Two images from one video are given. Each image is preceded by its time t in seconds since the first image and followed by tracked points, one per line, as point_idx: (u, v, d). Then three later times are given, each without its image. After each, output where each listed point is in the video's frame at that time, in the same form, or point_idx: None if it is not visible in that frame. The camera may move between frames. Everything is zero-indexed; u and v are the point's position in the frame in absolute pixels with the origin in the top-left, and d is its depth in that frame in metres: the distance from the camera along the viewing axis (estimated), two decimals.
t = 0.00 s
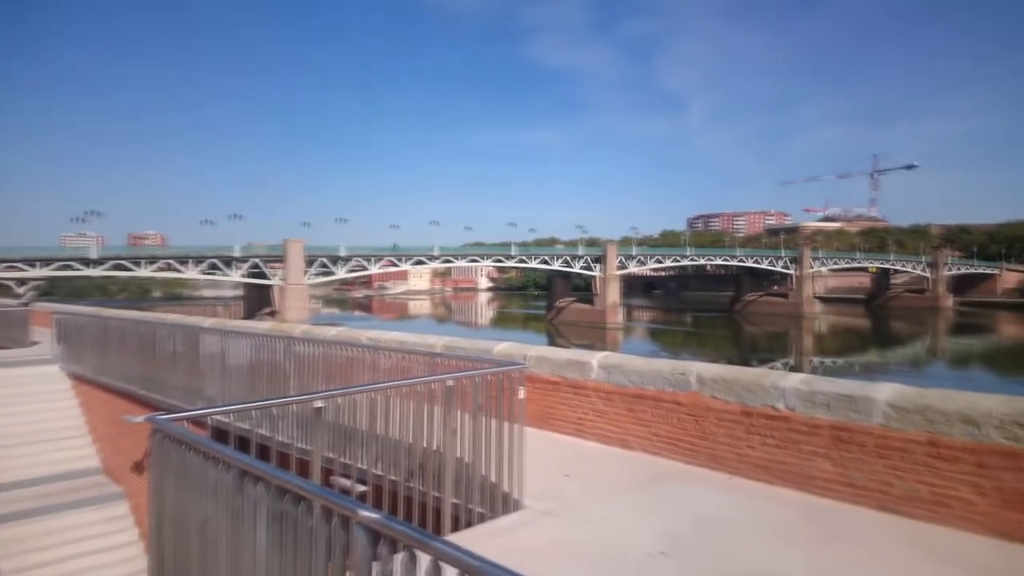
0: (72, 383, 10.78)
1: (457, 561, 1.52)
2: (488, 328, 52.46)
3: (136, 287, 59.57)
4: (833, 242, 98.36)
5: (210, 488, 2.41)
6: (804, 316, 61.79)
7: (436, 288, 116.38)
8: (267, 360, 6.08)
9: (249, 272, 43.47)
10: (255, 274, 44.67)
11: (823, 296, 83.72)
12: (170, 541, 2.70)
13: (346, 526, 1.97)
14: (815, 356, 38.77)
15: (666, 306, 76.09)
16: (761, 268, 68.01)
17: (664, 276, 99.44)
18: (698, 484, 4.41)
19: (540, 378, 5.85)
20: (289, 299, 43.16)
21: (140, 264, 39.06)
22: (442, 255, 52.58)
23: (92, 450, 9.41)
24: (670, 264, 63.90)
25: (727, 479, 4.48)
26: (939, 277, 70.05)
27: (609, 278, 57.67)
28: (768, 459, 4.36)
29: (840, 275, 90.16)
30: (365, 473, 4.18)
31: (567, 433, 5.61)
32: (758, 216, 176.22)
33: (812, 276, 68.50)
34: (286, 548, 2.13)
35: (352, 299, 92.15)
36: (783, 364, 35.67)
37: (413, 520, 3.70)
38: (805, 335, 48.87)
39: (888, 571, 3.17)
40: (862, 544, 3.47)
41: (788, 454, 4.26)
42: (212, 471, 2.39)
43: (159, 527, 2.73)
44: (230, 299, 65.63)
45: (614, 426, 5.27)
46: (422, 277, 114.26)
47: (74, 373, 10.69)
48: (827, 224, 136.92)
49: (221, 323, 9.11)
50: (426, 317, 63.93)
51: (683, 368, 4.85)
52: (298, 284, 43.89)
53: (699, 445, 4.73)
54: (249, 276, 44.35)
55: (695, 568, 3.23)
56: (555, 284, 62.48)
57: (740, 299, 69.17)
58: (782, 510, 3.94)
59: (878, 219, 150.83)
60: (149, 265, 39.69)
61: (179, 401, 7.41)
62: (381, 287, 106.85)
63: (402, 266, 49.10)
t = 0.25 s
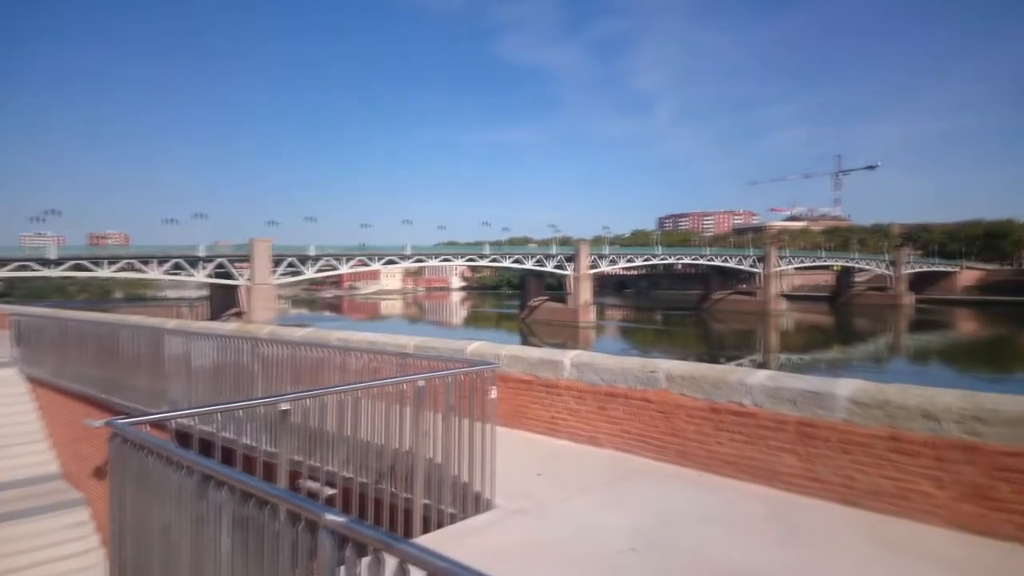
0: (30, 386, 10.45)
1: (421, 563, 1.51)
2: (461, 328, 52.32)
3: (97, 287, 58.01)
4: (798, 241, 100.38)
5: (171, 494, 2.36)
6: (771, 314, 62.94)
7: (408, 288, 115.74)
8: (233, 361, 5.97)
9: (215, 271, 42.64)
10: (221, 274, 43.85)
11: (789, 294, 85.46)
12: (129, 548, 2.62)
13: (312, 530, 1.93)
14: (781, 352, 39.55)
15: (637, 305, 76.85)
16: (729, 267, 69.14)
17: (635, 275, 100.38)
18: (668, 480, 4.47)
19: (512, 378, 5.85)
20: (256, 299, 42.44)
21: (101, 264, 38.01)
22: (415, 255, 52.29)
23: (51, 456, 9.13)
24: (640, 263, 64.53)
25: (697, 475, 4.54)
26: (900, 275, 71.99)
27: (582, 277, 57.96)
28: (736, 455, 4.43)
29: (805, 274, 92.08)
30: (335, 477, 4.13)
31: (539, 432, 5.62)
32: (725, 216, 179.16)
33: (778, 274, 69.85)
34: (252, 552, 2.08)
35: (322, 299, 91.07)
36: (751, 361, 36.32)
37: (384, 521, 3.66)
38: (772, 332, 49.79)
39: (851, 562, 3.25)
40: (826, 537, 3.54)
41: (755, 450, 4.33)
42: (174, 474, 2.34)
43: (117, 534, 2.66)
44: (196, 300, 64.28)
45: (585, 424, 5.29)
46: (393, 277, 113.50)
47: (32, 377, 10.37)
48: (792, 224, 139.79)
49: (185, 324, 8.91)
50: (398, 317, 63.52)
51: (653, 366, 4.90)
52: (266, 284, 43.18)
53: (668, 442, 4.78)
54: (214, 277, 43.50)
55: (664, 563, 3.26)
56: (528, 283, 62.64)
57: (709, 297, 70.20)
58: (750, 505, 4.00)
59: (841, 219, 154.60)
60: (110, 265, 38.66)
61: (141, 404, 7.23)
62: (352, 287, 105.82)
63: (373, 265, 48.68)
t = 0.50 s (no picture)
0: None
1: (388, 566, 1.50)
2: (436, 329, 52.14)
3: (62, 287, 56.57)
4: (769, 246, 102.00)
5: (135, 497, 2.32)
6: (742, 317, 63.84)
7: (384, 289, 115.13)
8: (201, 363, 5.88)
9: (184, 271, 41.88)
10: (191, 274, 43.09)
11: (760, 297, 86.85)
12: (91, 552, 2.57)
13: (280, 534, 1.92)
14: (752, 354, 40.17)
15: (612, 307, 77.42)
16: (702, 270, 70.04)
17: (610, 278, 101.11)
18: (641, 480, 4.51)
19: (487, 379, 5.85)
20: (226, 300, 41.76)
21: (65, 263, 37.07)
22: (390, 256, 52.00)
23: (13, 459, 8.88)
24: (615, 266, 65.00)
25: (669, 476, 4.58)
26: (867, 279, 73.63)
27: (558, 279, 58.14)
28: (705, 455, 4.49)
29: (776, 277, 93.64)
30: (306, 480, 4.07)
31: (514, 434, 5.63)
32: (698, 220, 181.62)
33: (750, 278, 70.97)
34: (218, 556, 2.05)
35: (296, 300, 90.03)
36: (723, 363, 36.82)
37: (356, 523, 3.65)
38: (743, 335, 50.51)
39: (818, 561, 3.31)
40: (794, 536, 3.61)
41: (725, 451, 4.40)
42: (138, 477, 2.29)
43: (79, 538, 2.61)
44: (165, 300, 63.02)
45: (559, 425, 5.31)
46: (369, 278, 112.80)
47: None
48: (763, 228, 142.24)
49: (153, 324, 8.74)
50: (373, 318, 63.13)
51: (626, 368, 4.94)
52: (236, 284, 42.48)
53: (641, 442, 4.82)
54: (184, 276, 42.72)
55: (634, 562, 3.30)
56: (505, 285, 62.71)
57: (682, 300, 71.01)
58: (720, 505, 4.06)
59: (810, 224, 157.83)
60: (75, 265, 37.72)
61: (106, 407, 7.08)
62: (326, 287, 104.86)
63: (347, 265, 48.20)
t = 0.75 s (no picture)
0: None
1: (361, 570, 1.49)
2: (416, 331, 51.90)
3: (32, 288, 55.32)
4: (746, 248, 103.29)
5: (106, 503, 2.27)
6: (720, 317, 64.56)
7: (363, 290, 114.40)
8: (174, 367, 5.79)
9: (158, 272, 41.17)
10: (165, 275, 42.38)
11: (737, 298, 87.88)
12: (60, 560, 2.51)
13: (253, 540, 1.90)
14: (729, 355, 40.63)
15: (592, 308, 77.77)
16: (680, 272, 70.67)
17: (590, 279, 101.59)
18: (619, 480, 4.54)
19: (466, 381, 5.82)
20: (202, 302, 41.14)
21: (35, 264, 36.23)
22: (370, 257, 51.68)
23: None
24: (595, 267, 65.29)
25: (647, 476, 4.61)
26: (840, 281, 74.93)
27: (539, 281, 58.21)
28: (683, 455, 4.53)
29: (752, 279, 94.81)
30: (282, 484, 4.02)
31: (494, 435, 5.61)
32: (676, 222, 183.38)
33: (727, 279, 71.80)
34: (191, 563, 2.02)
35: (273, 302, 89.00)
36: (700, 363, 37.19)
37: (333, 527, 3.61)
38: (720, 335, 51.07)
39: (793, 559, 3.35)
40: (769, 534, 3.65)
41: (701, 450, 4.44)
42: (108, 482, 2.25)
43: (47, 544, 2.55)
44: (139, 302, 61.89)
45: (538, 426, 5.32)
46: (348, 279, 112.02)
47: None
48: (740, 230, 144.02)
49: (125, 326, 8.57)
50: (352, 320, 62.65)
51: (605, 369, 4.96)
52: (212, 286, 41.88)
53: (619, 443, 4.85)
54: (157, 278, 42.01)
55: (613, 563, 3.31)
56: (486, 286, 62.65)
57: (661, 301, 71.55)
58: (698, 504, 4.10)
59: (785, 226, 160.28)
60: (45, 266, 36.88)
61: (77, 411, 6.94)
62: (304, 289, 103.85)
63: (326, 266, 47.80)
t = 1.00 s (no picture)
0: None
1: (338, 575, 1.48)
2: (396, 333, 51.64)
3: None
4: (722, 249, 104.45)
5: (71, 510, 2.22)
6: (698, 318, 65.13)
7: (341, 291, 113.50)
8: (147, 372, 5.67)
9: (131, 274, 40.40)
10: (138, 277, 41.62)
11: (715, 299, 88.84)
12: (26, 565, 2.46)
13: (225, 547, 1.87)
14: (707, 355, 41.01)
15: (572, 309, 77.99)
16: (659, 273, 71.23)
17: (570, 280, 101.92)
18: (597, 480, 4.56)
19: (446, 383, 5.78)
20: (176, 304, 40.46)
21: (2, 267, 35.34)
22: (349, 258, 51.27)
23: None
24: (575, 268, 65.50)
25: (626, 476, 4.63)
26: (815, 281, 76.12)
27: (520, 282, 58.15)
28: (661, 454, 4.56)
29: (729, 280, 95.91)
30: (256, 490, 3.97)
31: (473, 437, 5.60)
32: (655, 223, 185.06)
33: (705, 280, 72.53)
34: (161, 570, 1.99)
35: (250, 304, 87.90)
36: (679, 363, 37.51)
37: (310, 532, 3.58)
38: (698, 336, 51.57)
39: (767, 556, 3.40)
40: (746, 533, 3.69)
41: (677, 450, 4.48)
42: (76, 489, 2.20)
43: (14, 550, 2.49)
44: (111, 305, 60.70)
45: (517, 428, 5.32)
46: (326, 281, 111.02)
47: None
48: (717, 232, 145.72)
49: (96, 329, 8.39)
50: (331, 323, 62.14)
51: (584, 369, 4.98)
52: (186, 288, 41.20)
53: (597, 444, 4.87)
54: (130, 280, 41.21)
55: (591, 564, 3.32)
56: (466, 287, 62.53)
57: (640, 302, 72.02)
58: (676, 503, 4.12)
59: (761, 228, 162.61)
60: (13, 268, 36.00)
61: (46, 416, 6.79)
62: (281, 291, 102.70)
63: (304, 268, 47.28)
